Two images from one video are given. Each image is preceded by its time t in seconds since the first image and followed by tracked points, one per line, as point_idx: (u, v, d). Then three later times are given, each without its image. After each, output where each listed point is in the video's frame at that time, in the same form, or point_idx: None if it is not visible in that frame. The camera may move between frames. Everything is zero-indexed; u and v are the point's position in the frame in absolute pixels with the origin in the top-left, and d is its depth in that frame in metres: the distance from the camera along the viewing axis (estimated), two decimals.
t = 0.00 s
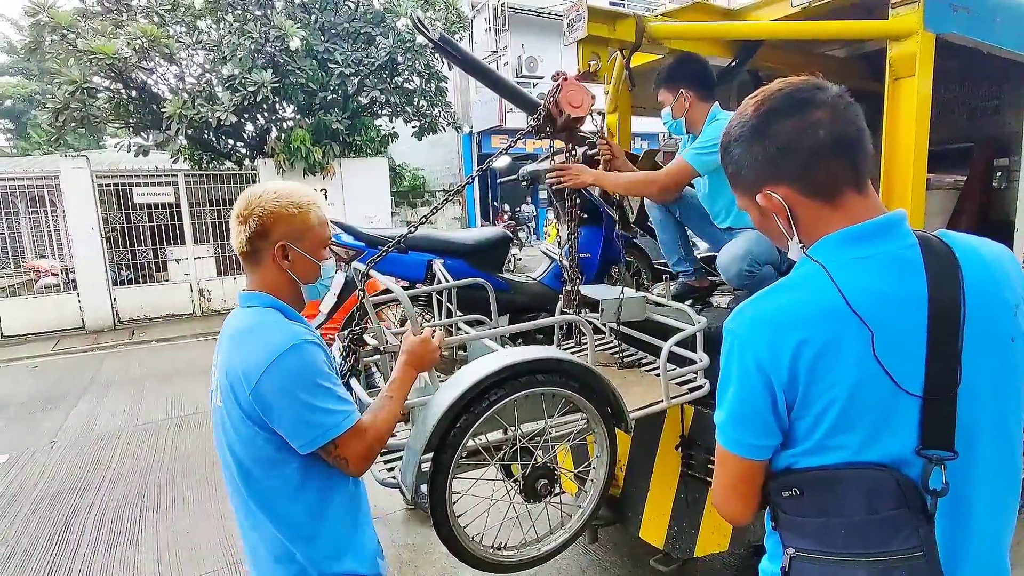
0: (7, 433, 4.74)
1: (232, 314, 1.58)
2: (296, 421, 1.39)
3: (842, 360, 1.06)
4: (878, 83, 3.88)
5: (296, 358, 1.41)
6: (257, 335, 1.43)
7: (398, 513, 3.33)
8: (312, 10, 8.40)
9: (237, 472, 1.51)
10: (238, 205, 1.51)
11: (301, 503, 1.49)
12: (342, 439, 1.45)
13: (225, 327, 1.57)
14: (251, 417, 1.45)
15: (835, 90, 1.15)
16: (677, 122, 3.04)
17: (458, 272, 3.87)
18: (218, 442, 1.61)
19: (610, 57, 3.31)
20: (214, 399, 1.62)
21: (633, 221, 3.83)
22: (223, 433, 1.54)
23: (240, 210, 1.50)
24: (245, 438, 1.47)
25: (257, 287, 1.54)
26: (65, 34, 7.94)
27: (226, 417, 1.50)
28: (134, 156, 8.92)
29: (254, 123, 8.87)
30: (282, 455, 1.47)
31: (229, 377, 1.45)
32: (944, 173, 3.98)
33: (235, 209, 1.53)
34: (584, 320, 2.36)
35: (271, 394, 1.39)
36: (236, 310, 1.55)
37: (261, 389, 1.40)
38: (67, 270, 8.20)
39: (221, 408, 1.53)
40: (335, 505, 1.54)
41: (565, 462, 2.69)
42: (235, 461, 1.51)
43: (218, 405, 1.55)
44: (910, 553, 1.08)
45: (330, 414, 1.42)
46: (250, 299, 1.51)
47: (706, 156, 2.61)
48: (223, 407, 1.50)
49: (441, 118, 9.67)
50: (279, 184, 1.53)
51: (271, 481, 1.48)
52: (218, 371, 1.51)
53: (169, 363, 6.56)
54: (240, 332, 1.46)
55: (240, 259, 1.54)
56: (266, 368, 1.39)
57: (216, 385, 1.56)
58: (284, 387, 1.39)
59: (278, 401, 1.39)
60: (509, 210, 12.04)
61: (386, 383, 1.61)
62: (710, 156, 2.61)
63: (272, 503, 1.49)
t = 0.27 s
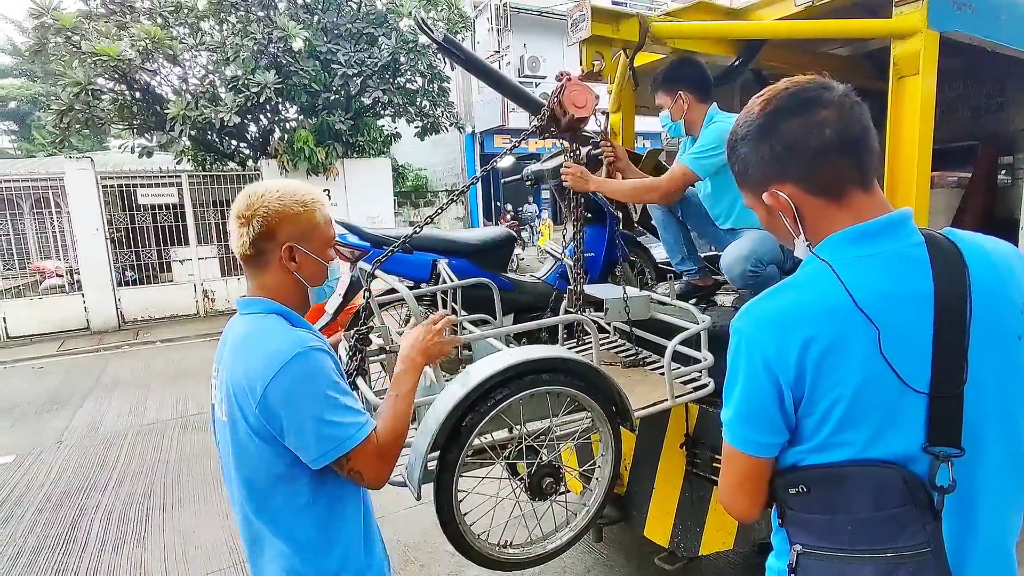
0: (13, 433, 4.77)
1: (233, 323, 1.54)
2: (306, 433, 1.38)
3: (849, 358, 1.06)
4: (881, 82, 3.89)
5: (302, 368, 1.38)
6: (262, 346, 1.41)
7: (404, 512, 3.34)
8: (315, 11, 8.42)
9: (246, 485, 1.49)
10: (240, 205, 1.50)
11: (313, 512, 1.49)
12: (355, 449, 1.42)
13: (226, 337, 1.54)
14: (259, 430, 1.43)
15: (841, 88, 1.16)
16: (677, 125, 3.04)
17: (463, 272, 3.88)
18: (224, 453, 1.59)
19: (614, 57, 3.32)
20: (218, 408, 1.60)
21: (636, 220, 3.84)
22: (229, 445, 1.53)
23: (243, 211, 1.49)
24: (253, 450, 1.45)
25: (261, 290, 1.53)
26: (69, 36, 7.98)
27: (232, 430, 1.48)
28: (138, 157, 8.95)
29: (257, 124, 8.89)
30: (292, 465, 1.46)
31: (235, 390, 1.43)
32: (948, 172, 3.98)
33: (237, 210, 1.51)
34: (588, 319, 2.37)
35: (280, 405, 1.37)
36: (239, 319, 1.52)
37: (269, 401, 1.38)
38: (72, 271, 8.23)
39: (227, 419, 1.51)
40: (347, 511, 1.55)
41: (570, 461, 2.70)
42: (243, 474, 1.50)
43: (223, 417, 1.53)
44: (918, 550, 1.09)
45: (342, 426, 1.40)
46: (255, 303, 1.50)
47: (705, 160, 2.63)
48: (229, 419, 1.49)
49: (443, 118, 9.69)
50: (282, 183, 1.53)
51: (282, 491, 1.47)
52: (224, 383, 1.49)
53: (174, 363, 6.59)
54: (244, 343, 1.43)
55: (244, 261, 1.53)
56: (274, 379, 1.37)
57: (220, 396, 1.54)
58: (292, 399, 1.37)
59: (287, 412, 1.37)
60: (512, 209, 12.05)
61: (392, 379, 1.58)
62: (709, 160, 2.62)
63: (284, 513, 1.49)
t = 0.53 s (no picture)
0: (19, 433, 4.80)
1: (245, 337, 1.38)
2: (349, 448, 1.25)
3: (851, 356, 1.07)
4: (883, 81, 3.88)
5: (341, 379, 1.25)
6: (292, 358, 1.27)
7: (407, 512, 3.35)
8: (317, 12, 8.44)
9: (265, 516, 1.33)
10: (254, 205, 1.36)
11: (343, 539, 1.35)
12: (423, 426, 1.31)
13: (237, 353, 1.38)
14: (287, 452, 1.28)
15: (844, 88, 1.16)
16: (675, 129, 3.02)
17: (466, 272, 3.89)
18: (231, 486, 1.41)
19: (616, 57, 3.33)
20: (224, 436, 1.42)
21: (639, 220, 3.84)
22: (242, 475, 1.35)
23: (257, 211, 1.35)
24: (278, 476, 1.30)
25: (278, 300, 1.38)
26: (73, 39, 8.02)
27: (250, 457, 1.32)
28: (141, 159, 8.98)
29: (260, 126, 8.91)
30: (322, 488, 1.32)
31: (256, 411, 1.27)
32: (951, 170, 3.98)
33: (249, 212, 1.36)
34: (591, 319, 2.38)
35: (318, 422, 1.24)
36: (253, 332, 1.36)
37: (305, 418, 1.24)
38: (76, 272, 8.27)
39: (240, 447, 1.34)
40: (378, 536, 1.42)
41: (573, 460, 2.70)
42: (261, 505, 1.33)
43: (234, 444, 1.36)
44: (920, 549, 1.09)
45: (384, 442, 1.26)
46: (274, 315, 1.35)
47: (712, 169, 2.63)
48: (245, 446, 1.32)
49: (446, 119, 9.69)
50: (299, 182, 1.40)
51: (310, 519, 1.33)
52: (238, 405, 1.32)
53: (178, 364, 6.61)
54: (266, 358, 1.28)
55: (256, 267, 1.37)
56: (310, 393, 1.23)
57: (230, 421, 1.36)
58: (333, 413, 1.23)
59: (324, 429, 1.24)
60: (514, 209, 12.06)
61: (502, 351, 1.55)
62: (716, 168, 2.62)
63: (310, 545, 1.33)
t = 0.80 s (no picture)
0: (22, 435, 4.81)
1: (269, 350, 1.28)
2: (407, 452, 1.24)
3: (853, 356, 1.07)
4: (885, 79, 3.88)
5: (397, 383, 1.23)
6: (343, 367, 1.21)
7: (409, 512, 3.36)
8: (318, 14, 8.46)
9: (302, 538, 1.25)
10: (269, 208, 1.27)
11: (383, 551, 1.31)
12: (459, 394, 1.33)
13: (262, 367, 1.27)
14: (336, 466, 1.22)
15: (844, 88, 1.16)
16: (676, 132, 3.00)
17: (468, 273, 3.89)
18: (249, 515, 1.28)
19: (617, 57, 3.33)
20: (239, 460, 1.29)
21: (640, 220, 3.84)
22: (272, 500, 1.24)
23: (272, 215, 1.27)
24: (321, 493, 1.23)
25: (293, 311, 1.30)
26: (75, 41, 8.05)
27: (288, 478, 1.22)
28: (144, 161, 9.01)
29: (261, 127, 8.92)
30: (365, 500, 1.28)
31: (304, 427, 1.19)
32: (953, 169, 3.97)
33: (262, 214, 1.28)
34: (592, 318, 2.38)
35: (378, 429, 1.20)
36: (280, 343, 1.27)
37: (364, 426, 1.20)
38: (79, 274, 8.30)
39: (272, 469, 1.24)
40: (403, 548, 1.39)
41: (575, 460, 2.70)
42: (299, 527, 1.24)
43: (262, 468, 1.24)
44: (921, 548, 1.09)
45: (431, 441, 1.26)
46: (292, 328, 1.27)
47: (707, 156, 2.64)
48: (282, 467, 1.22)
49: (447, 119, 9.70)
50: (318, 185, 1.31)
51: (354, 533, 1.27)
52: (274, 423, 1.21)
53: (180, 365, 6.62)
54: (313, 368, 1.21)
55: (266, 273, 1.29)
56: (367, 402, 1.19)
57: (256, 443, 1.24)
58: (388, 421, 1.21)
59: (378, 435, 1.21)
60: (516, 210, 12.06)
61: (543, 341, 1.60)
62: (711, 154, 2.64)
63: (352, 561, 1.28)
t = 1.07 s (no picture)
0: (25, 436, 4.82)
1: (290, 352, 1.27)
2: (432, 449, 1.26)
3: (854, 355, 1.07)
4: (886, 78, 3.87)
5: (422, 384, 1.25)
6: (370, 368, 1.23)
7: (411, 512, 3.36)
8: (319, 15, 8.46)
9: (323, 541, 1.24)
10: (291, 209, 1.28)
11: (398, 551, 1.32)
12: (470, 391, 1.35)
13: (283, 369, 1.26)
14: (361, 467, 1.22)
15: (845, 86, 1.16)
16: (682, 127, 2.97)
17: (469, 273, 3.90)
18: (266, 520, 1.26)
19: (617, 57, 3.33)
20: (255, 465, 1.27)
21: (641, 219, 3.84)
22: (292, 503, 1.23)
23: (294, 216, 1.27)
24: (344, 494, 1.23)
25: (311, 314, 1.29)
26: (77, 43, 8.07)
27: (312, 480, 1.22)
28: (146, 162, 9.02)
29: (263, 128, 8.93)
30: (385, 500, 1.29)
31: (332, 428, 1.19)
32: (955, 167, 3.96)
33: (285, 215, 1.28)
34: (593, 318, 2.37)
35: (405, 428, 1.23)
36: (302, 345, 1.27)
37: (393, 425, 1.22)
38: (82, 275, 8.31)
39: (295, 472, 1.22)
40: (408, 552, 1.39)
41: (576, 459, 2.70)
42: (317, 529, 1.24)
43: (284, 471, 1.23)
44: (923, 548, 1.09)
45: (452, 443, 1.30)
46: (311, 331, 1.27)
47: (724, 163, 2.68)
48: (307, 469, 1.21)
49: (448, 119, 9.69)
50: (340, 188, 1.32)
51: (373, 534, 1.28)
52: (299, 424, 1.20)
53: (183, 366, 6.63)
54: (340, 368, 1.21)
55: (285, 275, 1.28)
56: (398, 401, 1.22)
57: (277, 447, 1.23)
58: (417, 420, 1.24)
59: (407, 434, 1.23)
60: (518, 210, 12.05)
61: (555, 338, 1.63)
62: (729, 160, 2.66)
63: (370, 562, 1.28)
